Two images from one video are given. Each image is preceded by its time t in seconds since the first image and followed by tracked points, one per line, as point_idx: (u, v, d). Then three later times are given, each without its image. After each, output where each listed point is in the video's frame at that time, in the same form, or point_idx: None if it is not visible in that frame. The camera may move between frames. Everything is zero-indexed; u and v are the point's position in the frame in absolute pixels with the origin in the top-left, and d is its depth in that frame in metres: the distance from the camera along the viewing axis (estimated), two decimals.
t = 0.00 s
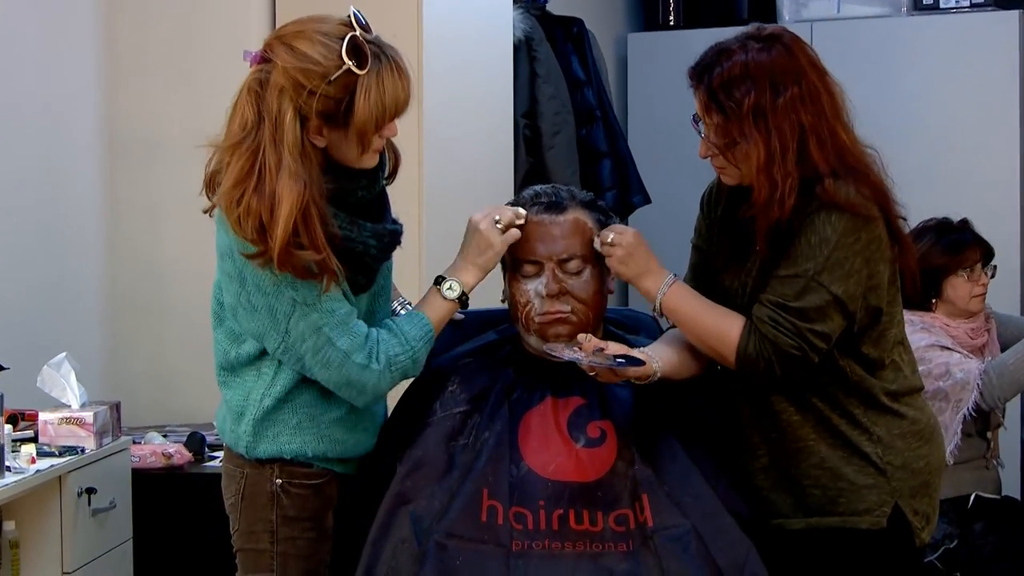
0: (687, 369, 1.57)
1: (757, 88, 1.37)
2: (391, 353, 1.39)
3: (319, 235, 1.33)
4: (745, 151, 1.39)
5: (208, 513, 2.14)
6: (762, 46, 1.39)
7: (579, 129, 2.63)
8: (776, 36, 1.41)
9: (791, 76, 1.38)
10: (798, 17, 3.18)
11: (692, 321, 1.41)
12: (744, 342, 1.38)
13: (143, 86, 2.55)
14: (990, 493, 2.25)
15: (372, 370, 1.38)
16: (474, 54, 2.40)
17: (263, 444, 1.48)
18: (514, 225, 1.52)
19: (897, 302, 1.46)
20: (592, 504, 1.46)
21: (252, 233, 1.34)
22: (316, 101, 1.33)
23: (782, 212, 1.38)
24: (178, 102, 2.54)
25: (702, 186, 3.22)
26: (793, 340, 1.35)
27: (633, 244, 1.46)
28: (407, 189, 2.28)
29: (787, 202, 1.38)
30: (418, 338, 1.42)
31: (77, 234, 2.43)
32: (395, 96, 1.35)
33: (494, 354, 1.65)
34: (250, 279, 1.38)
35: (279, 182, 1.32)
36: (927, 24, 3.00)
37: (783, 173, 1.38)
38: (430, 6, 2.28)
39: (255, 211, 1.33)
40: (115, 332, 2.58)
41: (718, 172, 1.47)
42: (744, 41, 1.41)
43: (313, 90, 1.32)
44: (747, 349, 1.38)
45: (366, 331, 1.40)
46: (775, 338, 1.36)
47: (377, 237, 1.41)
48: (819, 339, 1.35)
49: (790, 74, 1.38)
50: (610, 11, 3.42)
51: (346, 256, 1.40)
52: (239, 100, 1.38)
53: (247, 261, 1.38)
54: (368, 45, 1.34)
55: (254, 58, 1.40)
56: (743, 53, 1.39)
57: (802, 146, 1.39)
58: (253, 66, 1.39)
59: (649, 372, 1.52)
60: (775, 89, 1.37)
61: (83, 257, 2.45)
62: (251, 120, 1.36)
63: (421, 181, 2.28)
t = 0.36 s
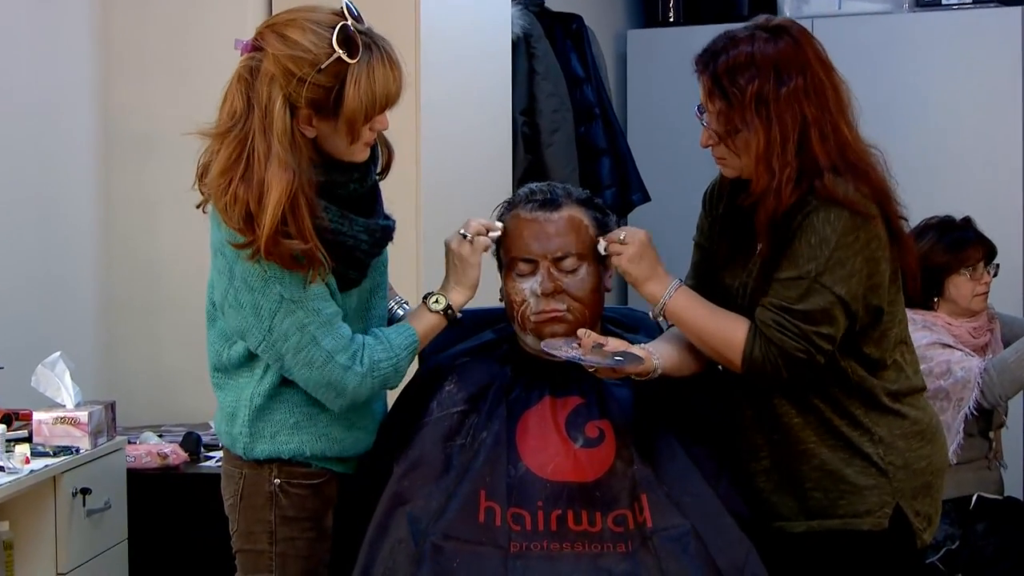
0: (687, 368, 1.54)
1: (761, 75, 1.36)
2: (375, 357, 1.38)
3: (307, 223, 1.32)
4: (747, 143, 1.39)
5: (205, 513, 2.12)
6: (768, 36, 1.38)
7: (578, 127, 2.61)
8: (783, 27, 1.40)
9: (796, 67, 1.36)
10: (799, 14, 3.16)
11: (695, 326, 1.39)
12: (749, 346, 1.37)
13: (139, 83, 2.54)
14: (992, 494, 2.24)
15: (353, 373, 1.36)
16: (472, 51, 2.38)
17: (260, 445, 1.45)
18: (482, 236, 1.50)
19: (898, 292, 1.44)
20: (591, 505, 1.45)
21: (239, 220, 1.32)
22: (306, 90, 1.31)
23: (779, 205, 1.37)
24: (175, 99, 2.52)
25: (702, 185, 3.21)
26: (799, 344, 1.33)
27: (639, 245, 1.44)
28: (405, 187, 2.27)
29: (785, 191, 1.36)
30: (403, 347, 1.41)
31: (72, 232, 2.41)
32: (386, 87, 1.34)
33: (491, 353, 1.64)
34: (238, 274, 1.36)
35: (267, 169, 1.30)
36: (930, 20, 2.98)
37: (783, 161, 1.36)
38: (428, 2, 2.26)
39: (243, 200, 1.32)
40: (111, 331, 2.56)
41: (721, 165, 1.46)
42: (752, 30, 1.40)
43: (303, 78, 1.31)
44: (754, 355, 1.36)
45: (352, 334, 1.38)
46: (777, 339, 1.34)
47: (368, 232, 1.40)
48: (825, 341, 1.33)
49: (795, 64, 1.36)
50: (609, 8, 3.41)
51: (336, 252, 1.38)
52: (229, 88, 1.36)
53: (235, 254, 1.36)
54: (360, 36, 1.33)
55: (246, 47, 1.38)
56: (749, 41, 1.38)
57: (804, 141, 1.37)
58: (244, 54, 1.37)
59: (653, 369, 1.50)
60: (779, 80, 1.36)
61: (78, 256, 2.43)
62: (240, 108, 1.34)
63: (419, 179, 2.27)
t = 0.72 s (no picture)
0: (691, 370, 1.53)
1: (772, 55, 1.35)
2: (380, 354, 1.36)
3: (301, 225, 1.29)
4: (754, 118, 1.37)
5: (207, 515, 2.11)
6: (782, 17, 1.37)
7: (581, 125, 2.59)
8: (798, 11, 1.38)
9: (808, 50, 1.35)
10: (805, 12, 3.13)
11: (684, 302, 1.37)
12: (737, 326, 1.33)
13: (139, 82, 2.52)
14: (1000, 495, 2.22)
15: (358, 370, 1.34)
16: (475, 49, 2.36)
17: (259, 447, 1.43)
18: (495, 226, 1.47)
19: (906, 304, 1.42)
20: (596, 507, 1.43)
21: (235, 223, 1.31)
22: (301, 92, 1.29)
23: (784, 185, 1.36)
24: (176, 98, 2.50)
25: (706, 184, 3.19)
26: (785, 327, 1.30)
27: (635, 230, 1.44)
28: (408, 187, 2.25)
29: (789, 169, 1.35)
30: (408, 340, 1.39)
31: (72, 232, 2.40)
32: (381, 88, 1.32)
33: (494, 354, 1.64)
34: (237, 274, 1.34)
35: (263, 172, 1.29)
36: (936, 18, 2.96)
37: (788, 140, 1.35)
38: None
39: (238, 203, 1.30)
40: (111, 331, 2.55)
41: (723, 151, 1.44)
42: (767, 13, 1.38)
43: (298, 81, 1.29)
44: (740, 335, 1.33)
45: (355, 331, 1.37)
46: (769, 326, 1.31)
47: (368, 234, 1.38)
48: (812, 329, 1.30)
49: (806, 48, 1.35)
50: (612, 6, 3.38)
51: (335, 254, 1.37)
52: (225, 90, 1.35)
53: (235, 256, 1.34)
54: (356, 37, 1.31)
55: (242, 48, 1.37)
56: (763, 23, 1.37)
57: (810, 126, 1.35)
58: (239, 57, 1.36)
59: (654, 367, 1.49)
60: (789, 61, 1.34)
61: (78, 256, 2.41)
62: (236, 111, 1.33)
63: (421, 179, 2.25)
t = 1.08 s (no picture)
0: (686, 369, 1.53)
1: (771, 39, 1.33)
2: (362, 370, 1.35)
3: (293, 228, 1.29)
4: (749, 99, 1.35)
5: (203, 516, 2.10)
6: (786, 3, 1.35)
7: (580, 125, 2.57)
8: None
9: (808, 34, 1.33)
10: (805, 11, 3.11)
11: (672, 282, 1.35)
12: (720, 311, 1.31)
13: (135, 81, 2.50)
14: (1002, 498, 2.21)
15: (337, 385, 1.32)
16: (472, 48, 2.35)
17: (251, 449, 1.42)
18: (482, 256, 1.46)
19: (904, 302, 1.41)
20: (593, 509, 1.41)
21: (227, 224, 1.30)
22: (294, 95, 1.28)
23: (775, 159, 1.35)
24: (171, 97, 2.49)
25: (705, 184, 3.17)
26: (770, 308, 1.27)
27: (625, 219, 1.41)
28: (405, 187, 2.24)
29: (779, 142, 1.34)
30: (392, 360, 1.38)
31: (66, 232, 2.38)
32: (375, 90, 1.30)
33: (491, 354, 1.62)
34: (225, 275, 1.32)
35: (256, 174, 1.28)
36: (937, 17, 2.94)
37: (781, 119, 1.33)
38: None
39: (229, 206, 1.29)
40: (106, 334, 2.53)
41: (721, 139, 1.42)
42: None
43: (291, 83, 1.28)
44: (725, 317, 1.30)
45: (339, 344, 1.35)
46: (757, 307, 1.28)
47: (363, 237, 1.36)
48: (798, 313, 1.28)
49: (806, 31, 1.33)
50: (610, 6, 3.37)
51: (327, 256, 1.35)
52: (218, 92, 1.34)
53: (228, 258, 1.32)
54: (350, 39, 1.30)
55: (236, 50, 1.35)
56: (763, 9, 1.35)
57: (807, 111, 1.33)
58: (233, 58, 1.34)
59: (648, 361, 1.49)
60: (789, 45, 1.33)
61: (71, 259, 2.40)
62: (228, 114, 1.32)
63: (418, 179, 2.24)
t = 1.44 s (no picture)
0: (683, 376, 1.52)
1: (781, 46, 1.31)
2: (355, 373, 1.33)
3: (288, 221, 1.27)
4: (761, 110, 1.33)
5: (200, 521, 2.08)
6: (794, 9, 1.33)
7: (580, 127, 2.55)
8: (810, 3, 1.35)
9: (816, 42, 1.32)
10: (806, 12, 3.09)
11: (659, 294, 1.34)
12: (720, 322, 1.30)
13: (132, 83, 2.49)
14: (1005, 503, 2.19)
15: (329, 388, 1.30)
16: (471, 50, 2.34)
17: (246, 453, 1.40)
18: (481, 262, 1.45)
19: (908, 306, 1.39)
20: (592, 514, 1.40)
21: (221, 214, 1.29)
22: (288, 85, 1.26)
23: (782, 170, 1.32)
24: (168, 99, 2.48)
25: (705, 186, 3.16)
26: (768, 322, 1.27)
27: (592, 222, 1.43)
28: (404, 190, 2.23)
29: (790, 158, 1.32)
30: (384, 365, 1.36)
31: (63, 234, 2.37)
32: (369, 82, 1.28)
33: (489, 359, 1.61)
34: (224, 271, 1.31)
35: (248, 163, 1.27)
36: (938, 19, 2.93)
37: (792, 132, 1.31)
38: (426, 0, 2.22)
39: (223, 195, 1.28)
40: (102, 337, 2.52)
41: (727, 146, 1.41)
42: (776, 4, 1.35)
43: (284, 72, 1.26)
44: (722, 329, 1.30)
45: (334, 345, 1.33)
46: (754, 320, 1.27)
47: (363, 236, 1.35)
48: (796, 326, 1.27)
49: (815, 40, 1.31)
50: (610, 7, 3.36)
51: (323, 255, 1.34)
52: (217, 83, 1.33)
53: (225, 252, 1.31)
54: (345, 31, 1.27)
55: (235, 42, 1.34)
56: (771, 13, 1.33)
57: (814, 120, 1.32)
58: (232, 51, 1.34)
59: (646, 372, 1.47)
60: (797, 52, 1.31)
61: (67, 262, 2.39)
62: (224, 103, 1.31)
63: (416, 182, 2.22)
